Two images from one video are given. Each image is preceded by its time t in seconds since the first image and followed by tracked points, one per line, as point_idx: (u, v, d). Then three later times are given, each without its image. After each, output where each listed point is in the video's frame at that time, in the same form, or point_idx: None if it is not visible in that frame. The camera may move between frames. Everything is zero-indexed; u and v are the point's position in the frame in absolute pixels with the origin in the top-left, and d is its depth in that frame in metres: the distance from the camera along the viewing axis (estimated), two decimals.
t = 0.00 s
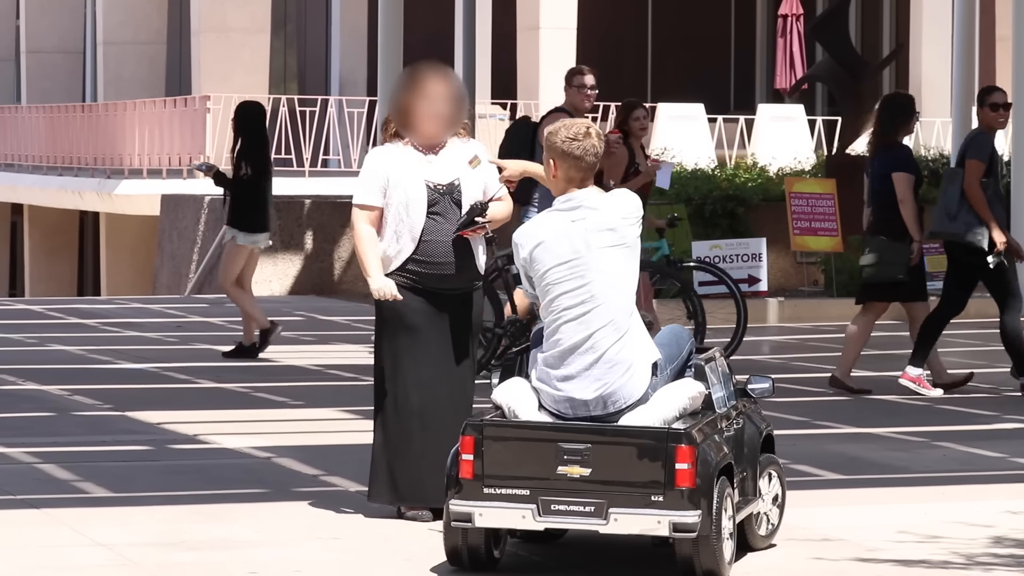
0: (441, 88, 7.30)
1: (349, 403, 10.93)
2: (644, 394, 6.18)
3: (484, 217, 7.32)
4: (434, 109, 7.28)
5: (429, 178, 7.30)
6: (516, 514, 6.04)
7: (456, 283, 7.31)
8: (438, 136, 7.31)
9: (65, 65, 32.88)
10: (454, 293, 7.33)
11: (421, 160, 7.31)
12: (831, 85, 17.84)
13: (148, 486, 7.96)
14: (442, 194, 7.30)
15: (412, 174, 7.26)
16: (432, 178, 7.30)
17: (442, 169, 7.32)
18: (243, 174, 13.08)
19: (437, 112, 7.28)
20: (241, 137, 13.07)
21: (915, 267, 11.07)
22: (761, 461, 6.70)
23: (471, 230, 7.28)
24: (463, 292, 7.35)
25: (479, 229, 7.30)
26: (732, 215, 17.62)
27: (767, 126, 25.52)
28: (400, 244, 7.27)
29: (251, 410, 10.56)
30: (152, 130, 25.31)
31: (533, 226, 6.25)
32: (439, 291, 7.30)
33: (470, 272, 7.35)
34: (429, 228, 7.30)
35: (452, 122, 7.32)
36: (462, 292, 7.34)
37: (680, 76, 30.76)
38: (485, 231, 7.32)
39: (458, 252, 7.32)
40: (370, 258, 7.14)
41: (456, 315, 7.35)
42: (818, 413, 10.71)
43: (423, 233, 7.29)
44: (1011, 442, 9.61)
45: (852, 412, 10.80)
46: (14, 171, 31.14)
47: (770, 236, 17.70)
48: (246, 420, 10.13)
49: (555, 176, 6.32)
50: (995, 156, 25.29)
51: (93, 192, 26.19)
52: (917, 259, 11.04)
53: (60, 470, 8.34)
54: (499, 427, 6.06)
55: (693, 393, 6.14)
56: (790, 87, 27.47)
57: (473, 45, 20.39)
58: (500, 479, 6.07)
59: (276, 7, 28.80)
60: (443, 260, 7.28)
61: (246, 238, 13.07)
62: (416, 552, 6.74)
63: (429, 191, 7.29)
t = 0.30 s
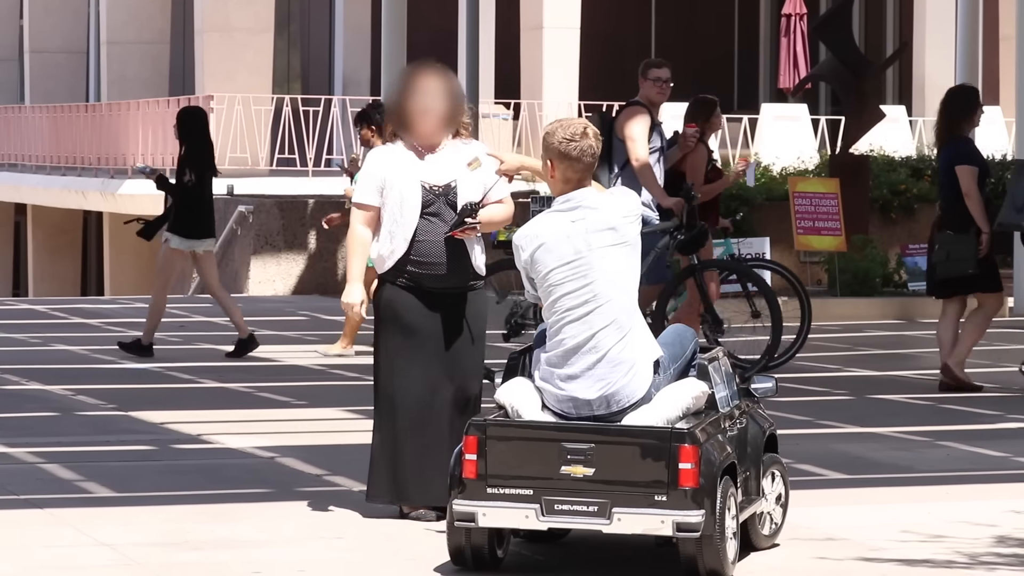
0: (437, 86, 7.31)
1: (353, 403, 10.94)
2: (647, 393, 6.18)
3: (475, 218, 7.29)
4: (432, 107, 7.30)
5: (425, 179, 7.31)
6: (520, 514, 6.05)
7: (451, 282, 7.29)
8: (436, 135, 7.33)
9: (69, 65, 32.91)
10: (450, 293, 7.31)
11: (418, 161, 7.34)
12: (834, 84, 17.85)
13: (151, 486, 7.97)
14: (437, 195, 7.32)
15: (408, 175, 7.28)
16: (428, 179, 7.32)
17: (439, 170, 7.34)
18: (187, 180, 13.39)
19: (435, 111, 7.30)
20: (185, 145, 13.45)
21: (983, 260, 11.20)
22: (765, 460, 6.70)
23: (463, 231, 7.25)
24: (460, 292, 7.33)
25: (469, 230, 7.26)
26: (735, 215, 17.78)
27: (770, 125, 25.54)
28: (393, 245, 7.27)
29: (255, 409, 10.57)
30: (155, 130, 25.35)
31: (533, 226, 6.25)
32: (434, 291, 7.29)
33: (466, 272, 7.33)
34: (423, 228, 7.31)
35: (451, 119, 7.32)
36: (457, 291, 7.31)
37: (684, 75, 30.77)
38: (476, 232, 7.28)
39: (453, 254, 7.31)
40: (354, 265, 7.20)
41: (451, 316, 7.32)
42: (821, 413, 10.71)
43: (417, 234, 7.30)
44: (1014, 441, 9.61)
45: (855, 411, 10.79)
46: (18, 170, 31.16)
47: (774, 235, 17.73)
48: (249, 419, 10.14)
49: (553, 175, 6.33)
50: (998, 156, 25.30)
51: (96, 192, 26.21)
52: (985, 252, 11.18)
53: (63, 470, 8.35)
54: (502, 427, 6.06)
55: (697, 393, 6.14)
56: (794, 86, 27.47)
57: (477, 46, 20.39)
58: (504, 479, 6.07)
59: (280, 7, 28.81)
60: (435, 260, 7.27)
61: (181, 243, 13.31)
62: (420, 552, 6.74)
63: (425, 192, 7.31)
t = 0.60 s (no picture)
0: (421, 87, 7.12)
1: (359, 402, 10.94)
2: (652, 395, 6.18)
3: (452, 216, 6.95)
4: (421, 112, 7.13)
5: (420, 179, 7.21)
6: (525, 513, 6.05)
7: (440, 280, 7.17)
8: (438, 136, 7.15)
9: (74, 63, 32.94)
10: (441, 293, 7.19)
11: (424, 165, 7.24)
12: (840, 83, 17.84)
13: (158, 485, 7.97)
14: (429, 196, 7.19)
15: (409, 172, 7.21)
16: (424, 180, 7.21)
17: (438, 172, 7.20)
18: (126, 173, 13.18)
19: (427, 115, 7.12)
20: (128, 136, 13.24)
21: None
22: (771, 459, 6.70)
23: (437, 228, 6.91)
24: (448, 292, 7.19)
25: (443, 228, 6.92)
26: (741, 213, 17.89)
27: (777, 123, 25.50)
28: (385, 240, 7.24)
29: (261, 408, 10.57)
30: (162, 130, 25.40)
31: (535, 228, 6.26)
32: (427, 289, 7.20)
33: (448, 271, 7.17)
34: (415, 227, 7.20)
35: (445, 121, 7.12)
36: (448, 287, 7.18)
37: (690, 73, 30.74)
38: (454, 229, 6.94)
39: (436, 253, 7.16)
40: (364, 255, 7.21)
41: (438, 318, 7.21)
42: (827, 412, 10.71)
43: (410, 232, 7.21)
44: (1020, 440, 9.60)
45: (861, 410, 10.79)
46: (23, 170, 31.21)
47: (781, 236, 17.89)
48: (255, 418, 10.14)
49: (555, 176, 6.33)
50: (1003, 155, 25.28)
51: (102, 192, 26.24)
52: None
53: (70, 469, 8.35)
54: (508, 425, 6.07)
55: (703, 391, 6.14)
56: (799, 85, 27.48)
57: (483, 45, 20.41)
58: (510, 478, 6.07)
59: (285, 6, 28.80)
60: (418, 258, 7.16)
61: (129, 234, 12.96)
62: (428, 550, 6.75)
63: (417, 191, 7.21)
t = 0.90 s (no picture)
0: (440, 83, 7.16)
1: (366, 400, 10.95)
2: (657, 391, 6.17)
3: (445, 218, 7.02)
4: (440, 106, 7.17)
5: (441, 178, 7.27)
6: (532, 510, 6.05)
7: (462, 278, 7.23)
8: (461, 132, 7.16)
9: (81, 61, 32.96)
10: (467, 293, 7.25)
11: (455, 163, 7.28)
12: (846, 81, 17.85)
13: (165, 482, 7.98)
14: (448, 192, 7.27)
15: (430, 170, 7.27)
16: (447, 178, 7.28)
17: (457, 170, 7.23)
18: (70, 174, 13.20)
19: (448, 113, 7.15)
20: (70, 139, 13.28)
21: None
22: (777, 457, 6.70)
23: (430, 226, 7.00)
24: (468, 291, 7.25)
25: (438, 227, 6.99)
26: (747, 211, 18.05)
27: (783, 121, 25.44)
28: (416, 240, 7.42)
29: (267, 406, 10.57)
30: (169, 128, 25.41)
31: (541, 225, 6.26)
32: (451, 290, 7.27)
33: (461, 271, 7.22)
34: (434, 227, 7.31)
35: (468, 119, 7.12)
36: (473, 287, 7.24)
37: (696, 72, 30.71)
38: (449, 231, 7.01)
39: (448, 252, 7.25)
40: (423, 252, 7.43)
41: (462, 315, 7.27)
42: (834, 409, 10.70)
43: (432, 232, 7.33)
44: None
45: (868, 407, 10.79)
46: (29, 168, 31.22)
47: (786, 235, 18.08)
48: (261, 416, 10.14)
49: (561, 173, 6.34)
50: (1010, 152, 25.24)
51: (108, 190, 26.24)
52: None
53: (76, 466, 8.36)
54: (514, 424, 6.07)
55: (709, 390, 6.14)
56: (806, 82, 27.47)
57: (489, 43, 20.41)
58: (516, 475, 6.08)
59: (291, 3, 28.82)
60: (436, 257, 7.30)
61: (75, 238, 13.06)
62: (434, 548, 6.75)
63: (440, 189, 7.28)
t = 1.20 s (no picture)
0: (476, 80, 6.96)
1: (370, 397, 10.95)
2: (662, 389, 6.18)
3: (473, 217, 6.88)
4: (474, 104, 6.97)
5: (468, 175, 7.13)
6: (535, 508, 6.05)
7: (483, 275, 7.10)
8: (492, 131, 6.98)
9: (84, 59, 32.96)
10: (493, 291, 7.11)
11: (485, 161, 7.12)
12: (849, 79, 17.86)
13: (168, 480, 7.98)
14: (475, 190, 7.13)
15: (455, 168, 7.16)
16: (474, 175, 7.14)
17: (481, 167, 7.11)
18: (16, 171, 13.11)
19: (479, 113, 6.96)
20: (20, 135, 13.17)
21: None
22: (781, 454, 6.70)
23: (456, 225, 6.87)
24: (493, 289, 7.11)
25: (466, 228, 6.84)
26: (751, 209, 18.13)
27: (786, 119, 25.43)
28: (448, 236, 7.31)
29: (270, 404, 10.58)
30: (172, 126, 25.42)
31: (544, 223, 6.26)
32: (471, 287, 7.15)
33: (485, 268, 7.08)
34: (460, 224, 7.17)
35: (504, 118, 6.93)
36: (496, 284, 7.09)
37: (698, 70, 30.69)
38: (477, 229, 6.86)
39: (474, 249, 7.11)
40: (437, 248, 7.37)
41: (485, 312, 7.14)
42: (837, 407, 10.70)
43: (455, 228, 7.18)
44: None
45: (872, 405, 10.78)
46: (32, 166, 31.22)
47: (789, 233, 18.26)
48: (264, 413, 10.14)
49: (564, 170, 6.33)
50: (1014, 150, 25.22)
51: (112, 188, 26.25)
52: None
53: (79, 464, 8.36)
54: (519, 421, 6.07)
55: (712, 387, 6.14)
56: (809, 80, 27.47)
57: (492, 42, 20.43)
58: (519, 473, 6.08)
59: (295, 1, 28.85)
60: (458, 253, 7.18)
61: (18, 234, 12.98)
62: (437, 546, 6.75)
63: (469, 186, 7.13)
